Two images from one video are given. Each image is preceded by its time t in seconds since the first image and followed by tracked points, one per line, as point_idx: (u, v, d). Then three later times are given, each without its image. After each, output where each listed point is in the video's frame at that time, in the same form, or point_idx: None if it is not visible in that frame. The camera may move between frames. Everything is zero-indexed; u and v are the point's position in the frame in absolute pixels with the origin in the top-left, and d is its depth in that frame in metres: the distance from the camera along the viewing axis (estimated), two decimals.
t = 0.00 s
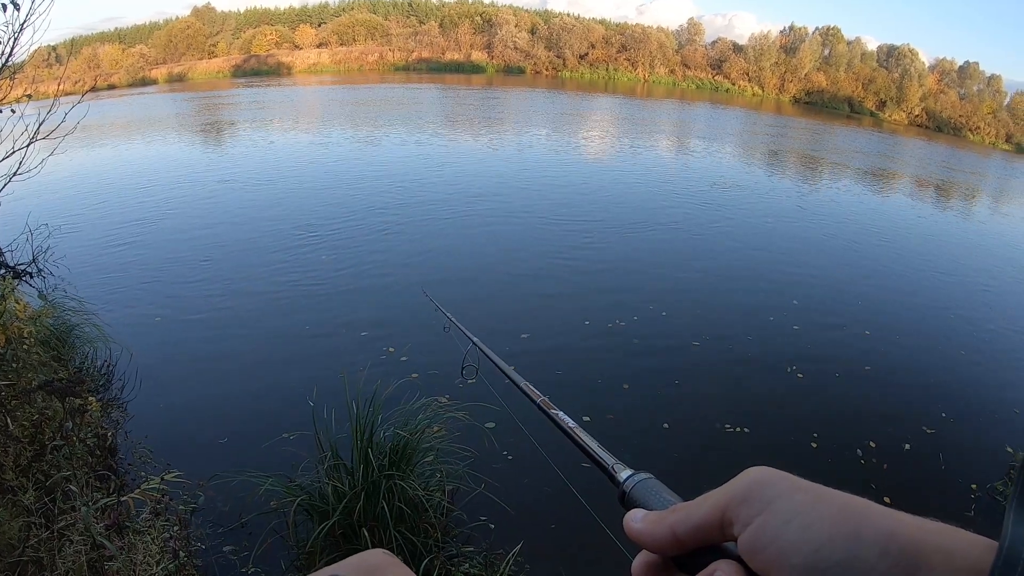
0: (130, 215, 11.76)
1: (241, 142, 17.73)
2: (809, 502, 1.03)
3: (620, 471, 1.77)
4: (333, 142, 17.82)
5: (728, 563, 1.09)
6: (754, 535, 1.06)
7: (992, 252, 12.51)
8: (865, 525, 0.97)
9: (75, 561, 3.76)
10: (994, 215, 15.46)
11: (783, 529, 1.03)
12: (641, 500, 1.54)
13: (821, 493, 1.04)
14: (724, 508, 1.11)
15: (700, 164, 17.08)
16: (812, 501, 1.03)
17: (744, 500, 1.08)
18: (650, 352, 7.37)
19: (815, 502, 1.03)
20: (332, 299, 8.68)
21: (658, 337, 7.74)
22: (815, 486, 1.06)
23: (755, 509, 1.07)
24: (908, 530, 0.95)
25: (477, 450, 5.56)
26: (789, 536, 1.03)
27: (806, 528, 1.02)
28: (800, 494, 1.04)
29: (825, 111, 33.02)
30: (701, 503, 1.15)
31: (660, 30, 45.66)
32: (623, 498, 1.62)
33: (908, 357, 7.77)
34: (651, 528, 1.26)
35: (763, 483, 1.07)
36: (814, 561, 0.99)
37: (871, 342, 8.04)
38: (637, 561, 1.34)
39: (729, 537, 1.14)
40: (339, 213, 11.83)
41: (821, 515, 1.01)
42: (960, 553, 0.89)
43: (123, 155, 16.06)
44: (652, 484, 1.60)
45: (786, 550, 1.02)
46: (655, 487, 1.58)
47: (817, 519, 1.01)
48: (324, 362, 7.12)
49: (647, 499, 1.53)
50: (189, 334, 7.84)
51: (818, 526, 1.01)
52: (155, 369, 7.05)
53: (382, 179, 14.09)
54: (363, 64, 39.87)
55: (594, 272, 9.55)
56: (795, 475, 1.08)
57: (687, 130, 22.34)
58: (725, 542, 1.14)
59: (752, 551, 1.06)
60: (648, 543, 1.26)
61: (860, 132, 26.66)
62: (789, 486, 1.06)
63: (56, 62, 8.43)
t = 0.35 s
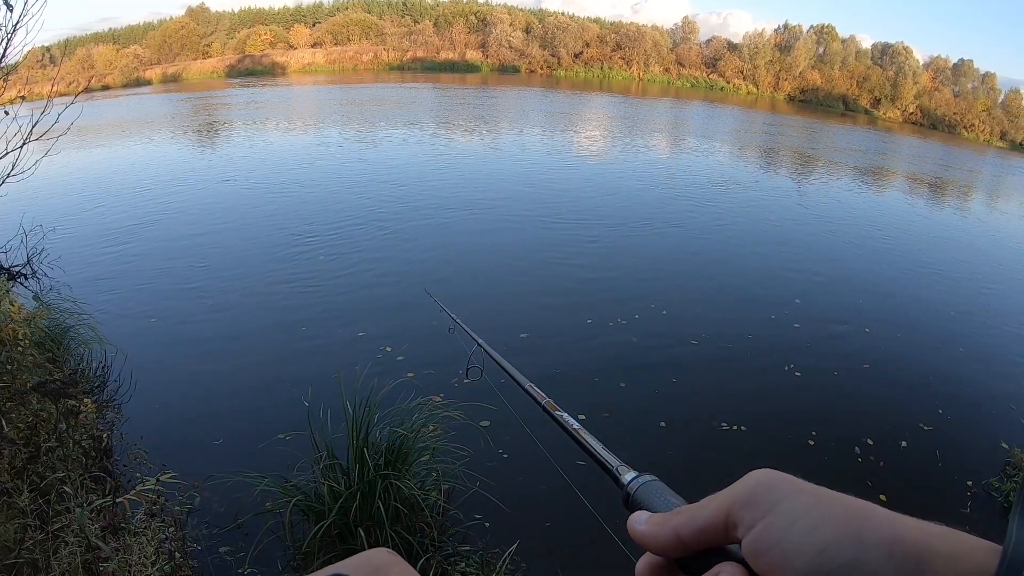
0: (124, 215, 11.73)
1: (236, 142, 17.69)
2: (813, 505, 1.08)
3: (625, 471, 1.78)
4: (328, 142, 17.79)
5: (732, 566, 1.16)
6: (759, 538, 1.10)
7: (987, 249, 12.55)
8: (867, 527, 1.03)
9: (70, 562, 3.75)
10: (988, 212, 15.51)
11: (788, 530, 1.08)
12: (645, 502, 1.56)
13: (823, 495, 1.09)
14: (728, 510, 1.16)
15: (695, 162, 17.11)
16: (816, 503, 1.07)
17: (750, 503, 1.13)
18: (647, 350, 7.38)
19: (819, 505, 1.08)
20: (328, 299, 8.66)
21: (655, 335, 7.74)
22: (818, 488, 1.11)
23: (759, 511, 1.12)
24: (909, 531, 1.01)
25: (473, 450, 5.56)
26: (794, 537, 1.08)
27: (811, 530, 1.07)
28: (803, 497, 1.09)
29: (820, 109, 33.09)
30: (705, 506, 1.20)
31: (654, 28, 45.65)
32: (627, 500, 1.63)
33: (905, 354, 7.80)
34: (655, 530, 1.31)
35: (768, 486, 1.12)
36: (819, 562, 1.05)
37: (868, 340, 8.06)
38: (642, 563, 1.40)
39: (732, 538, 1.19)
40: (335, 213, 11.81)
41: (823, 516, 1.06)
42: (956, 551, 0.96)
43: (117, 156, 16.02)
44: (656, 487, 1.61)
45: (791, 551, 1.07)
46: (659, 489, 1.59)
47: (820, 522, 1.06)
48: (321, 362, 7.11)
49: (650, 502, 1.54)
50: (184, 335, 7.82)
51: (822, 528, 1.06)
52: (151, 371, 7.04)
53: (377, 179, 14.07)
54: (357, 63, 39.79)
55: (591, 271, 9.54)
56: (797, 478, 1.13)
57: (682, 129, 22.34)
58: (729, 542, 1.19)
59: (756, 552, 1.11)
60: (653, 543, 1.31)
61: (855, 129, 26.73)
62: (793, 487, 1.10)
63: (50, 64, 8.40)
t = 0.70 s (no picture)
0: (120, 216, 11.70)
1: (231, 142, 17.66)
2: (818, 489, 1.08)
3: (620, 461, 1.79)
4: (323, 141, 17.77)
5: (729, 550, 1.12)
6: (761, 518, 1.10)
7: (982, 246, 12.60)
8: (875, 516, 1.03)
9: (66, 564, 3.74)
10: (983, 209, 15.57)
11: (790, 514, 1.08)
12: (640, 489, 1.56)
13: (828, 481, 1.09)
14: (730, 493, 1.15)
15: (690, 161, 17.13)
16: (824, 488, 1.07)
17: (754, 484, 1.13)
18: (644, 349, 7.39)
19: (823, 489, 1.08)
20: (325, 299, 8.64)
21: (652, 334, 7.74)
22: (826, 476, 1.11)
23: (761, 493, 1.12)
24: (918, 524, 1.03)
25: (470, 449, 5.55)
26: (796, 520, 1.07)
27: (813, 517, 1.06)
28: (807, 480, 1.10)
29: (815, 107, 33.19)
30: (707, 488, 1.19)
31: (649, 27, 45.66)
32: (622, 488, 1.64)
33: (902, 352, 7.80)
34: (653, 513, 1.30)
35: (774, 468, 1.12)
36: (821, 546, 1.04)
37: (864, 338, 8.07)
38: (636, 548, 1.39)
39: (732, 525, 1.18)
40: (331, 213, 11.79)
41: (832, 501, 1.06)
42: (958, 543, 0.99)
43: (112, 157, 15.98)
44: (652, 474, 1.61)
45: (793, 534, 1.07)
46: (656, 477, 1.59)
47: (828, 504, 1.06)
48: (317, 363, 7.09)
49: (646, 489, 1.54)
50: (181, 336, 7.80)
51: (826, 511, 1.05)
52: (146, 372, 7.02)
53: (372, 179, 14.05)
54: (352, 62, 39.77)
55: (588, 270, 9.54)
56: (802, 463, 1.14)
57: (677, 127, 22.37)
58: (729, 528, 1.18)
59: (757, 533, 1.10)
60: (650, 527, 1.29)
61: (850, 127, 26.80)
62: (798, 473, 1.11)
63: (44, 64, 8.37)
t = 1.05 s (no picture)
0: (122, 216, 11.71)
1: (233, 142, 17.65)
2: (812, 365, 1.25)
3: (606, 352, 1.87)
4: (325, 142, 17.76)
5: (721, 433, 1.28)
6: (754, 393, 1.27)
7: (984, 247, 12.60)
8: (876, 389, 1.21)
9: (69, 566, 3.76)
10: (984, 210, 15.57)
11: (785, 386, 1.26)
12: (627, 377, 1.65)
13: (830, 357, 1.25)
14: (721, 372, 1.31)
15: (692, 161, 17.12)
16: (816, 365, 1.24)
17: (742, 361, 1.29)
18: (646, 348, 7.40)
19: (827, 364, 1.24)
20: (328, 299, 8.65)
21: (655, 334, 7.75)
22: (819, 350, 1.27)
23: (753, 369, 1.28)
24: (918, 395, 1.18)
25: (472, 450, 5.56)
26: (792, 393, 1.25)
27: (814, 391, 1.24)
28: (799, 354, 1.26)
29: (817, 108, 33.16)
30: (698, 369, 1.35)
31: (651, 27, 45.64)
32: (611, 378, 1.73)
33: (904, 353, 7.81)
34: (640, 402, 1.43)
35: (762, 344, 1.29)
36: (818, 415, 1.23)
37: (867, 338, 8.08)
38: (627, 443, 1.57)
39: (722, 400, 1.35)
40: (334, 213, 11.80)
41: (832, 383, 1.23)
42: (978, 416, 1.13)
43: (113, 157, 15.97)
44: (641, 361, 1.67)
45: (789, 407, 1.25)
46: (642, 363, 1.67)
47: (824, 382, 1.24)
48: (320, 363, 7.10)
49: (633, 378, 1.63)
50: (183, 336, 7.81)
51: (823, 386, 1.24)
52: (148, 372, 7.03)
53: (375, 178, 14.05)
54: (354, 63, 39.70)
55: (590, 270, 9.54)
56: (791, 335, 1.29)
57: (679, 128, 22.35)
58: (719, 406, 1.36)
59: (750, 409, 1.27)
60: (638, 414, 1.43)
61: (852, 128, 26.76)
62: (788, 349, 1.27)
63: (46, 63, 8.37)
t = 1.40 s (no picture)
0: (127, 216, 11.74)
1: (238, 143, 17.68)
2: (818, 323, 1.28)
3: (610, 320, 1.97)
4: (330, 143, 17.79)
5: (725, 396, 1.34)
6: (761, 352, 1.30)
7: (989, 253, 12.58)
8: (878, 349, 1.25)
9: (73, 565, 3.78)
10: (990, 216, 15.54)
11: (791, 345, 1.29)
12: (631, 342, 1.74)
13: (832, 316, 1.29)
14: (726, 332, 1.35)
15: (697, 165, 17.11)
16: (819, 321, 1.29)
17: (750, 322, 1.33)
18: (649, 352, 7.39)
19: (830, 327, 1.28)
20: (332, 300, 8.66)
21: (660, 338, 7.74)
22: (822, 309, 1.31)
23: (761, 327, 1.32)
24: (921, 354, 1.24)
25: (475, 452, 5.56)
26: (797, 350, 1.29)
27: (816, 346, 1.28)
28: (804, 314, 1.30)
29: (822, 112, 33.11)
30: (702, 331, 1.39)
31: (657, 31, 45.62)
32: (613, 343, 1.83)
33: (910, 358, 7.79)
34: (645, 362, 1.47)
35: (770, 306, 1.32)
36: (823, 372, 1.26)
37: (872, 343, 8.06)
38: (630, 404, 1.64)
39: (725, 360, 1.38)
40: (338, 214, 11.82)
41: (835, 340, 1.27)
42: (977, 376, 1.18)
43: (119, 156, 16.03)
44: (641, 326, 1.79)
45: (794, 364, 1.28)
46: (645, 328, 1.77)
47: (825, 338, 1.27)
48: (324, 364, 7.11)
49: (636, 342, 1.71)
50: (187, 335, 7.83)
51: (830, 342, 1.27)
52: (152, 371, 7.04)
53: (379, 180, 14.06)
54: (359, 64, 39.73)
55: (594, 273, 9.54)
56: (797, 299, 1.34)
57: (684, 132, 22.33)
58: (722, 365, 1.39)
59: (758, 368, 1.30)
60: (643, 374, 1.47)
61: (857, 133, 26.72)
62: (796, 305, 1.31)
63: (53, 64, 8.41)
